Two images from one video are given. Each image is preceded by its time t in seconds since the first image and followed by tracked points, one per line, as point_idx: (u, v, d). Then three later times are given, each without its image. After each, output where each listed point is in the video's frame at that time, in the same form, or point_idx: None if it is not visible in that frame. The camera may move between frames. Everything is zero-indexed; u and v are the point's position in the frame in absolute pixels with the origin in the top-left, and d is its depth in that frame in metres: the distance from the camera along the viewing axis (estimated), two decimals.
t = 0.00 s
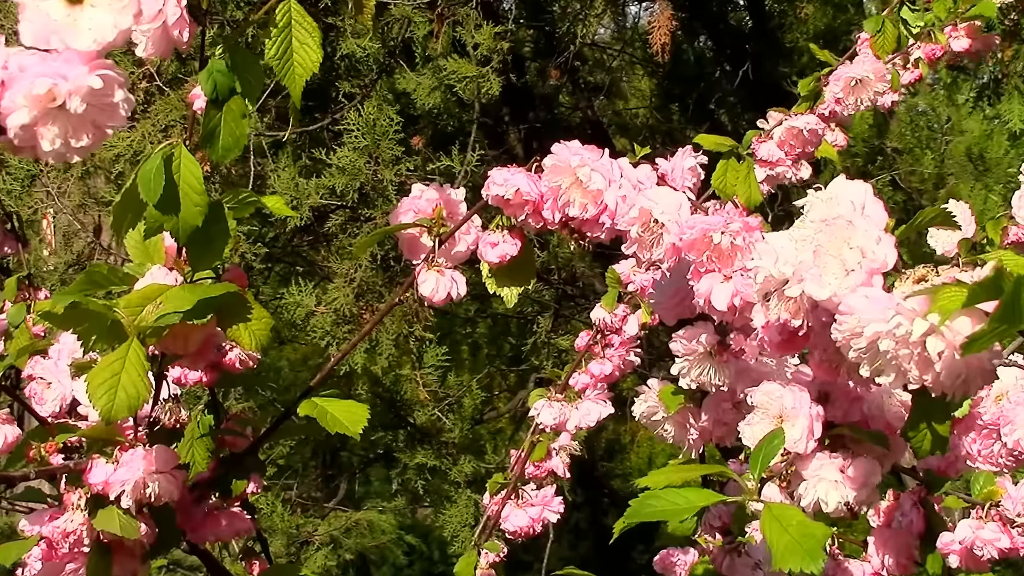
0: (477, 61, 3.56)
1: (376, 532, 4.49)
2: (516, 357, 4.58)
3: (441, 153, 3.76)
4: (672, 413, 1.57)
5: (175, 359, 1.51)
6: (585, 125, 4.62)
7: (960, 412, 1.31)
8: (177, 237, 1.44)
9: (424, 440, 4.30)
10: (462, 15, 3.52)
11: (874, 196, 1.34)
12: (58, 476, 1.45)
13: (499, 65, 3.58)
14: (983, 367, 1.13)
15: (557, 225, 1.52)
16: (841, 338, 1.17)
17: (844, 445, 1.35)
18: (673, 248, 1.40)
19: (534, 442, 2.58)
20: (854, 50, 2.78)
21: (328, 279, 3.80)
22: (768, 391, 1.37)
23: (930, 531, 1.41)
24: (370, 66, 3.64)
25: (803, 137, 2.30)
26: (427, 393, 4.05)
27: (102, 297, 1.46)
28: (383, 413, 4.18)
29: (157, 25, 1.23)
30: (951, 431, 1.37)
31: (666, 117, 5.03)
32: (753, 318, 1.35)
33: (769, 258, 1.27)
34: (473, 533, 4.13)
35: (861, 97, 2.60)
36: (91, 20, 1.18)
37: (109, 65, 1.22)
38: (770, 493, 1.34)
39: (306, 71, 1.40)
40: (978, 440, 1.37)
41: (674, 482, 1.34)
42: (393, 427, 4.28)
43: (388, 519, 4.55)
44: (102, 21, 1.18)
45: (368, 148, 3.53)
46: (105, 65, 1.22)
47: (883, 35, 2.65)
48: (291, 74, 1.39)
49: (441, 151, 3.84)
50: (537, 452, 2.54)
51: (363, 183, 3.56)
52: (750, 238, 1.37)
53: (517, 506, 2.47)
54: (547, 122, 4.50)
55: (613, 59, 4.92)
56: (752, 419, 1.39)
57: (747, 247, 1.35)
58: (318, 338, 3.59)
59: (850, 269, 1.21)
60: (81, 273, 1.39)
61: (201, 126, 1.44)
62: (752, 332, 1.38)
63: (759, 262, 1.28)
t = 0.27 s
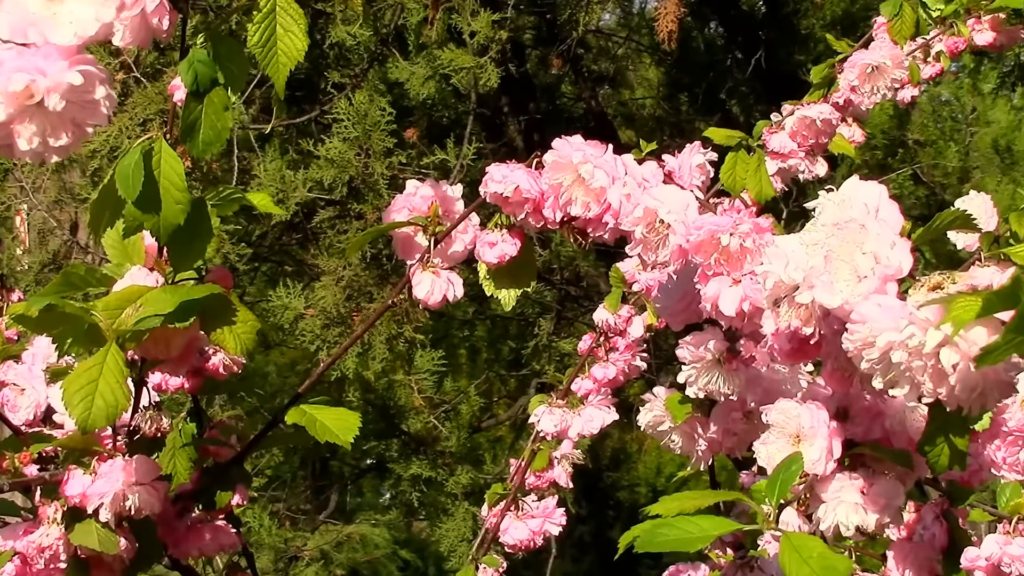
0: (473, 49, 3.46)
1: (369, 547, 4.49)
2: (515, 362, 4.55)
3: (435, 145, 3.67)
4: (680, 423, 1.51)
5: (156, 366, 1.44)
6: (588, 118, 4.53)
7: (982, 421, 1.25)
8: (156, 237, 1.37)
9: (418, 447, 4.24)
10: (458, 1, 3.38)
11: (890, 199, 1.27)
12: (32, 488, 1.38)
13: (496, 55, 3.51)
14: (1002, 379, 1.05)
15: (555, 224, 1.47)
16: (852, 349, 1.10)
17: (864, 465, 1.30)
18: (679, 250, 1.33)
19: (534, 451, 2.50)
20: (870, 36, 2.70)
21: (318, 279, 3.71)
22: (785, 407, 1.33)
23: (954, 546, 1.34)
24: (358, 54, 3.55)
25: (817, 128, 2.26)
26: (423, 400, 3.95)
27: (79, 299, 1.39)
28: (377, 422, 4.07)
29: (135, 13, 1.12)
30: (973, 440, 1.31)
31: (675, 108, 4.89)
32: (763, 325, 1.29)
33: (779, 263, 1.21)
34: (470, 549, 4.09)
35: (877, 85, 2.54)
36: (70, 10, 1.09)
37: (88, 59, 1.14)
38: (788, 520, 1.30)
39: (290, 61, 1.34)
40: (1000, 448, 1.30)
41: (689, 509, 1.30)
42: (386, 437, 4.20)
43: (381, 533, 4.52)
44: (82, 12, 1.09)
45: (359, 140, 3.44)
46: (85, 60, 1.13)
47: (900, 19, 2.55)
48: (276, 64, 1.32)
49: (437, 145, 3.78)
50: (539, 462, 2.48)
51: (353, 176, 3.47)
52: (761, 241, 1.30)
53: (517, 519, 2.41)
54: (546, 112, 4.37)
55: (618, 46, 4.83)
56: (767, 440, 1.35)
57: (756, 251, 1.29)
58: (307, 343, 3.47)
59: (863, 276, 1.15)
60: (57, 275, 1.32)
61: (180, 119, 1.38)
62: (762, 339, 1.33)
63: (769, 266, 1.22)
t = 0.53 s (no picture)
0: (471, 38, 3.37)
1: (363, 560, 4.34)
2: (516, 367, 4.28)
3: (432, 139, 3.56)
4: (686, 425, 1.45)
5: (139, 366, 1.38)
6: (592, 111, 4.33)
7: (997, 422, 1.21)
8: (141, 232, 1.30)
9: (414, 458, 3.92)
10: None
11: (907, 184, 1.18)
12: (12, 494, 1.33)
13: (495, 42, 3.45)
14: None
15: (557, 215, 1.40)
16: (869, 342, 1.01)
17: (872, 460, 1.20)
18: (687, 243, 1.25)
19: (535, 459, 2.48)
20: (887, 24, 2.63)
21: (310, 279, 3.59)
22: (790, 397, 1.22)
23: (974, 555, 1.25)
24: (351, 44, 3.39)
25: (832, 120, 2.11)
26: (419, 407, 3.78)
27: (57, 297, 1.32)
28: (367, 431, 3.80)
29: None
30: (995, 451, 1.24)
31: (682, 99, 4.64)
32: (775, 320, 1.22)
33: (791, 253, 1.12)
34: (468, 561, 3.85)
35: (895, 74, 2.45)
36: None
37: (73, 44, 1.08)
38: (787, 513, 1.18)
39: (280, 49, 1.27)
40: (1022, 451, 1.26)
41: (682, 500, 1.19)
42: (380, 443, 3.89)
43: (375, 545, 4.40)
44: None
45: (353, 136, 3.30)
46: (70, 45, 1.07)
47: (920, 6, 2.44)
48: (264, 52, 1.25)
49: (434, 137, 3.63)
50: (541, 470, 2.45)
51: (346, 175, 3.34)
52: (773, 231, 1.22)
53: (517, 529, 2.35)
54: (548, 105, 4.26)
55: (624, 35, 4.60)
56: (771, 431, 1.24)
57: (767, 241, 1.21)
58: (296, 347, 3.34)
59: (880, 264, 1.06)
60: (34, 274, 1.26)
61: (166, 110, 1.32)
62: (774, 336, 1.25)
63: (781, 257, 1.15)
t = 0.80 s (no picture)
0: (466, 27, 3.33)
1: None
2: (516, 372, 4.17)
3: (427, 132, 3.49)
4: (696, 432, 1.40)
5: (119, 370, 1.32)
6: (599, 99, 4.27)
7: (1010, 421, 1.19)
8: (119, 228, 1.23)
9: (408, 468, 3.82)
10: None
11: (929, 173, 1.10)
12: None
13: (493, 30, 3.36)
14: None
15: (559, 211, 1.34)
16: (889, 341, 0.93)
17: (899, 474, 1.19)
18: (696, 239, 1.19)
19: (535, 469, 2.39)
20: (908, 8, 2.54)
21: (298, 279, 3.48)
22: (814, 409, 1.21)
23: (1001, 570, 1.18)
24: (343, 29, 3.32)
25: (842, 107, 2.11)
26: (414, 415, 3.66)
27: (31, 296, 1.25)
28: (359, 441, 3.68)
29: None
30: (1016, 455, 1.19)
31: (694, 89, 4.55)
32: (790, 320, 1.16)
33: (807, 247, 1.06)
34: None
35: (914, 60, 2.34)
36: None
37: (42, 27, 1.04)
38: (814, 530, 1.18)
39: (264, 34, 1.20)
40: None
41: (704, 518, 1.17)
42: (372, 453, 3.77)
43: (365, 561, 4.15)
44: None
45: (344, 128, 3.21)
46: (37, 27, 1.03)
47: None
48: (246, 38, 1.18)
49: (429, 129, 3.56)
50: (539, 481, 2.36)
51: (337, 170, 3.25)
52: (788, 226, 1.16)
53: (516, 542, 2.29)
54: (550, 97, 4.14)
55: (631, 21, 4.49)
56: (793, 444, 1.24)
57: (781, 237, 1.16)
58: (284, 351, 3.25)
59: (901, 258, 0.99)
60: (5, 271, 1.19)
61: (144, 100, 1.25)
62: (789, 337, 1.18)
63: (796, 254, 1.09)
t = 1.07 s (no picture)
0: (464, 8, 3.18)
1: None
2: (516, 375, 4.09)
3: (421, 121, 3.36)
4: (707, 444, 1.35)
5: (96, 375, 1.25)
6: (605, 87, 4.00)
7: None
8: (97, 225, 1.17)
9: (405, 479, 3.76)
10: None
11: (952, 182, 1.02)
12: None
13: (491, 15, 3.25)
14: None
15: (563, 213, 1.28)
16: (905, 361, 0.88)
17: (921, 490, 1.13)
18: (706, 241, 1.13)
19: (539, 480, 2.39)
20: None
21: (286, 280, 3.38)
22: (829, 425, 1.17)
23: None
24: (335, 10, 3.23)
25: (867, 98, 1.93)
26: (407, 421, 3.60)
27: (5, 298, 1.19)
28: (351, 450, 3.63)
29: None
30: None
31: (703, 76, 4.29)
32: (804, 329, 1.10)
33: (821, 257, 1.00)
34: None
35: (941, 47, 2.12)
36: None
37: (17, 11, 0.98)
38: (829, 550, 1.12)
39: (251, 21, 1.14)
40: None
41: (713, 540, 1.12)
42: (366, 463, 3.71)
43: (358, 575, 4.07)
44: None
45: (333, 113, 3.09)
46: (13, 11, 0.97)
47: None
48: (232, 23, 1.12)
49: (423, 118, 3.44)
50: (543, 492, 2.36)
51: (325, 157, 3.14)
52: (801, 231, 1.11)
53: (516, 557, 2.12)
54: (553, 84, 3.91)
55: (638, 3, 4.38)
56: (807, 460, 1.19)
57: (795, 242, 1.10)
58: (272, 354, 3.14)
59: (919, 274, 0.92)
60: None
61: (125, 88, 1.19)
62: (803, 348, 1.12)
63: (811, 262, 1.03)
